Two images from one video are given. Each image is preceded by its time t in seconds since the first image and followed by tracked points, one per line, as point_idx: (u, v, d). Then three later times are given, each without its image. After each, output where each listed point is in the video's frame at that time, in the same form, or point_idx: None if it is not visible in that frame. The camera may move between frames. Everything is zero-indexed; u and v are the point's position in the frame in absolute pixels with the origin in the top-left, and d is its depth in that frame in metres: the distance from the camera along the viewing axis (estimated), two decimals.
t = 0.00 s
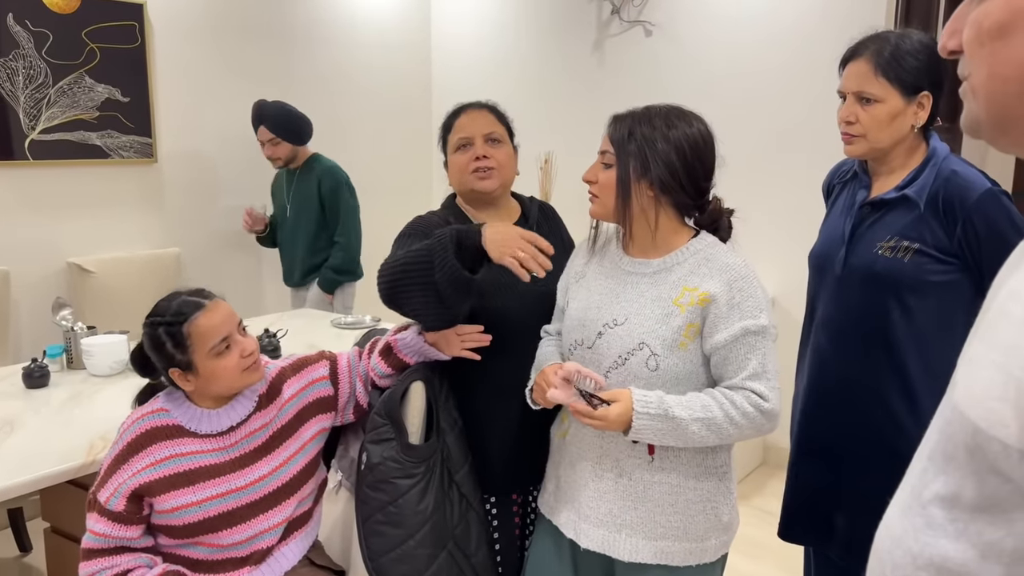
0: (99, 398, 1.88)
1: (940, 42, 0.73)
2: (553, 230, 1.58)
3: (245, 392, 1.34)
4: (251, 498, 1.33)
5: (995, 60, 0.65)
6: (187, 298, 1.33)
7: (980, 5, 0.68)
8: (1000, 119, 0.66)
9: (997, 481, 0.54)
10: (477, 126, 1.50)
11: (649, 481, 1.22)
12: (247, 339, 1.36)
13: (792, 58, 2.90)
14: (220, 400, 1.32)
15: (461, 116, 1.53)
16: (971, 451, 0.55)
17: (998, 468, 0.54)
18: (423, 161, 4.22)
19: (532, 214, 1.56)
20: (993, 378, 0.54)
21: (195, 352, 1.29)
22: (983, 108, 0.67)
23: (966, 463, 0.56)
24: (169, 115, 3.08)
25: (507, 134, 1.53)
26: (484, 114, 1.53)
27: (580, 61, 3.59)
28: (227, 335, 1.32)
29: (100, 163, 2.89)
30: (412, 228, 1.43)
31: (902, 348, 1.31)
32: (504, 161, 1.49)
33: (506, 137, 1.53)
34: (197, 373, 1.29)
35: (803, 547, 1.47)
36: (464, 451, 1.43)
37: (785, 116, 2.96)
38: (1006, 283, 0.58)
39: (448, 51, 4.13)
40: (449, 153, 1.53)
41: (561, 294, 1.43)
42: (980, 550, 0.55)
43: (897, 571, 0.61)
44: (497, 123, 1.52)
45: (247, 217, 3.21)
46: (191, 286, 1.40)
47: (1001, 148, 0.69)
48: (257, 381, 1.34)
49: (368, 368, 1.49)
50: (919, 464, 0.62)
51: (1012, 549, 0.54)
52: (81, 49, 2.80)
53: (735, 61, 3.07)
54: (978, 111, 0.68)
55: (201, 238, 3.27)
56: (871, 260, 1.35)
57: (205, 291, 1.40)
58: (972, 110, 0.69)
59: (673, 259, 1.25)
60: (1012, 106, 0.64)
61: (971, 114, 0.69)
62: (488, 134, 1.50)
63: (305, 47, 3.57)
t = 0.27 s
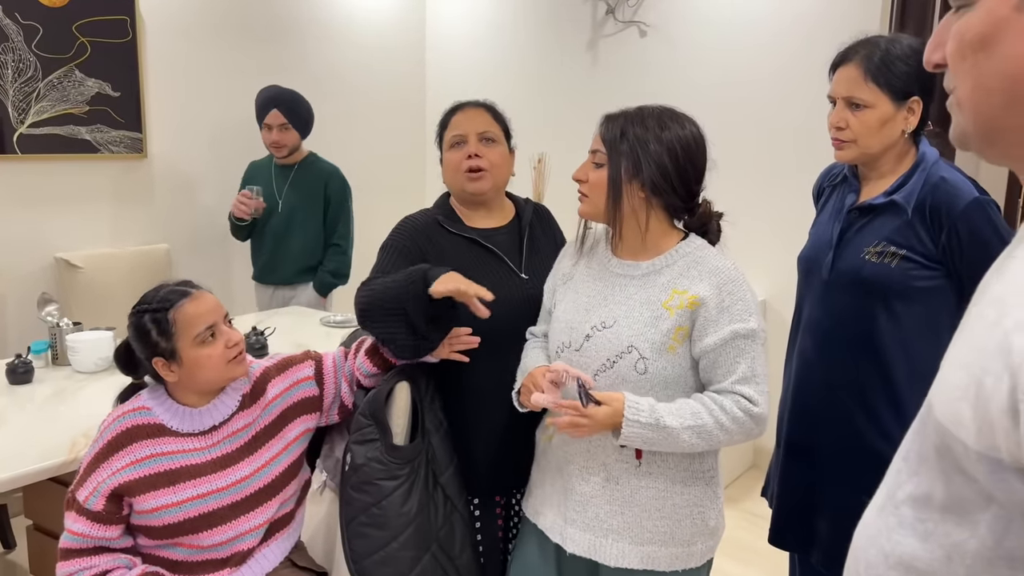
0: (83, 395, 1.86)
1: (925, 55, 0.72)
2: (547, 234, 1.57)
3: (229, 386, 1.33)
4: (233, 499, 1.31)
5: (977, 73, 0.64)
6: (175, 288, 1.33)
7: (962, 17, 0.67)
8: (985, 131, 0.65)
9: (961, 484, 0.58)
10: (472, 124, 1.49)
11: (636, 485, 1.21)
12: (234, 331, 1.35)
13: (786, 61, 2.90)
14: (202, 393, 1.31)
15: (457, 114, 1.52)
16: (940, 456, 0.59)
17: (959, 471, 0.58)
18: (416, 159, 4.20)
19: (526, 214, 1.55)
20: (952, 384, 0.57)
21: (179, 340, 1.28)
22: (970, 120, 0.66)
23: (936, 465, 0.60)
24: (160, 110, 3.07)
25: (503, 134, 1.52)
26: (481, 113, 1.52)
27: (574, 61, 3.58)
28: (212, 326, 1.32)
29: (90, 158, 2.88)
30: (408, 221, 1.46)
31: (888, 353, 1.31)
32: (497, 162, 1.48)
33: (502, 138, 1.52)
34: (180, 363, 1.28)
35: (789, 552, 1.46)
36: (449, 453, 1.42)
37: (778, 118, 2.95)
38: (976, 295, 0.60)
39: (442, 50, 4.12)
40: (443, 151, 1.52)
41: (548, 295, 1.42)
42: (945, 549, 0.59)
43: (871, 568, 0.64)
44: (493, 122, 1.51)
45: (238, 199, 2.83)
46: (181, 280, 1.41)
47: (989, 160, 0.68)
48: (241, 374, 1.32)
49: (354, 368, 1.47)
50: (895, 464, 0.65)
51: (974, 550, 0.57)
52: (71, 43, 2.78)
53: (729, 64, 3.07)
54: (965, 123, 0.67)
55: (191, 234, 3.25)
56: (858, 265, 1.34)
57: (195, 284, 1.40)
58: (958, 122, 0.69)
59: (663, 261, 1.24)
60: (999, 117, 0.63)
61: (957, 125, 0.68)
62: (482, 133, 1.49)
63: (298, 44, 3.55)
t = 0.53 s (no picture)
0: (69, 392, 1.85)
1: (911, 58, 0.70)
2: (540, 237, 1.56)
3: (212, 383, 1.32)
4: (215, 498, 1.30)
5: (957, 77, 0.62)
6: (158, 284, 1.31)
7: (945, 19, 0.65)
8: (964, 135, 0.64)
9: (923, 484, 0.56)
10: (468, 127, 1.47)
11: (621, 490, 1.20)
12: (217, 328, 1.34)
13: (784, 62, 2.88)
14: (185, 390, 1.30)
15: (453, 114, 1.49)
16: (904, 456, 0.58)
17: (923, 469, 0.56)
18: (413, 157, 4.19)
19: (520, 214, 1.54)
20: (920, 383, 0.57)
21: (162, 336, 1.27)
22: (949, 124, 0.65)
23: (902, 463, 0.58)
24: (155, 106, 3.05)
25: (498, 136, 1.50)
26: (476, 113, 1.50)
27: (572, 60, 3.56)
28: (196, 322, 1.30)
29: (83, 153, 2.86)
30: (400, 216, 1.47)
31: (877, 359, 1.29)
32: (493, 166, 1.47)
33: (497, 139, 1.50)
34: (163, 360, 1.27)
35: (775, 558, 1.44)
36: (434, 455, 1.40)
37: (775, 120, 2.94)
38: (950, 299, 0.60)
39: (440, 48, 4.10)
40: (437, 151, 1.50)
41: (536, 297, 1.40)
42: (905, 549, 0.57)
43: (836, 567, 0.62)
44: (489, 124, 1.49)
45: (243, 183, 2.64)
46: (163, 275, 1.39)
47: (969, 164, 0.66)
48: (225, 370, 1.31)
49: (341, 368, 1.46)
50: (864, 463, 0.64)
51: (933, 549, 0.55)
52: (65, 37, 2.76)
53: (726, 64, 3.05)
54: (944, 127, 0.66)
55: (185, 230, 3.24)
56: (847, 269, 1.33)
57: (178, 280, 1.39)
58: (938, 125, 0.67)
59: (652, 265, 1.22)
60: (979, 122, 0.62)
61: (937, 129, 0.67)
62: (478, 136, 1.47)
63: (295, 40, 3.53)
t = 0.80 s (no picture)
0: (61, 388, 1.84)
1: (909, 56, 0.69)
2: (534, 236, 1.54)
3: (200, 381, 1.31)
4: (202, 496, 1.29)
5: (954, 73, 0.61)
6: (145, 282, 1.31)
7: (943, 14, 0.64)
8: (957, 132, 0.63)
9: (893, 482, 0.55)
10: (461, 125, 1.46)
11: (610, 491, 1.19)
12: (205, 326, 1.33)
13: (783, 61, 2.87)
14: (172, 388, 1.29)
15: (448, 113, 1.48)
16: (877, 453, 0.57)
17: (894, 467, 0.55)
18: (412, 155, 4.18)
19: (515, 214, 1.52)
20: (894, 383, 0.56)
21: (148, 334, 1.26)
22: (944, 122, 0.64)
23: (873, 460, 0.58)
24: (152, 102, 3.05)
25: (493, 134, 1.49)
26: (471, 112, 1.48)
27: (570, 58, 3.55)
28: (183, 321, 1.30)
29: (80, 148, 2.86)
30: (387, 219, 1.49)
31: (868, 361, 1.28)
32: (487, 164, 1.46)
33: (491, 138, 1.49)
34: (150, 358, 1.26)
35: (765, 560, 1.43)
36: (424, 455, 1.39)
37: (774, 119, 2.93)
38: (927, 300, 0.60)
39: (440, 46, 4.09)
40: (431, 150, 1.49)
41: (529, 297, 1.40)
42: (876, 547, 0.56)
43: (810, 565, 0.61)
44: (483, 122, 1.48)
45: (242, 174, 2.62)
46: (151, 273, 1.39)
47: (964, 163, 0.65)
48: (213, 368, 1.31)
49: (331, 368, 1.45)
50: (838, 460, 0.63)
51: (902, 549, 0.55)
52: (63, 32, 2.76)
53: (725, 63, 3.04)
54: (939, 124, 0.65)
55: (182, 226, 3.24)
56: (837, 269, 1.32)
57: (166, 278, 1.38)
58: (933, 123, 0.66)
59: (645, 266, 1.22)
60: (972, 119, 0.61)
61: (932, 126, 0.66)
62: (471, 134, 1.46)
63: (293, 36, 3.53)
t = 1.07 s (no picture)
0: (66, 383, 1.85)
1: (919, 46, 0.69)
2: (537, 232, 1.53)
3: (202, 377, 1.32)
4: (204, 491, 1.29)
5: (960, 63, 0.61)
6: (148, 277, 1.31)
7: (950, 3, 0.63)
8: (963, 122, 0.62)
9: (891, 476, 0.55)
10: (451, 129, 1.43)
11: (616, 488, 1.19)
12: (208, 322, 1.33)
13: (789, 57, 2.86)
14: (174, 385, 1.29)
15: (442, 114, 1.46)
16: (875, 447, 0.57)
17: (892, 461, 0.55)
18: (416, 151, 4.18)
19: (518, 210, 1.52)
20: (892, 378, 0.56)
21: (151, 330, 1.26)
22: (950, 112, 0.63)
23: (871, 456, 0.57)
24: (157, 98, 3.05)
25: (486, 135, 1.45)
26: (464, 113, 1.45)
27: (575, 55, 3.54)
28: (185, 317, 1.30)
29: (85, 144, 2.87)
30: (388, 217, 1.48)
31: (872, 358, 1.28)
32: (477, 167, 1.44)
33: (485, 137, 1.45)
34: (152, 354, 1.26)
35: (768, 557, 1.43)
36: (426, 452, 1.39)
37: (780, 115, 2.91)
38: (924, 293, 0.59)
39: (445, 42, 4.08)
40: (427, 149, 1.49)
41: (533, 293, 1.39)
42: (874, 542, 0.56)
43: (809, 560, 0.61)
44: (474, 124, 1.44)
45: (233, 165, 2.64)
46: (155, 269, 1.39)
47: (970, 154, 0.65)
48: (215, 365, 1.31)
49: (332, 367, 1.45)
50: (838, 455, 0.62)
51: (900, 545, 0.54)
52: (68, 28, 2.77)
53: (731, 59, 3.03)
54: (945, 114, 0.64)
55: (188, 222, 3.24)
56: (840, 265, 1.31)
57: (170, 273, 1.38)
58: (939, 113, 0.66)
59: (652, 263, 1.21)
60: (976, 110, 0.60)
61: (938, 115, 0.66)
62: (462, 139, 1.43)
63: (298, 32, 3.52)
